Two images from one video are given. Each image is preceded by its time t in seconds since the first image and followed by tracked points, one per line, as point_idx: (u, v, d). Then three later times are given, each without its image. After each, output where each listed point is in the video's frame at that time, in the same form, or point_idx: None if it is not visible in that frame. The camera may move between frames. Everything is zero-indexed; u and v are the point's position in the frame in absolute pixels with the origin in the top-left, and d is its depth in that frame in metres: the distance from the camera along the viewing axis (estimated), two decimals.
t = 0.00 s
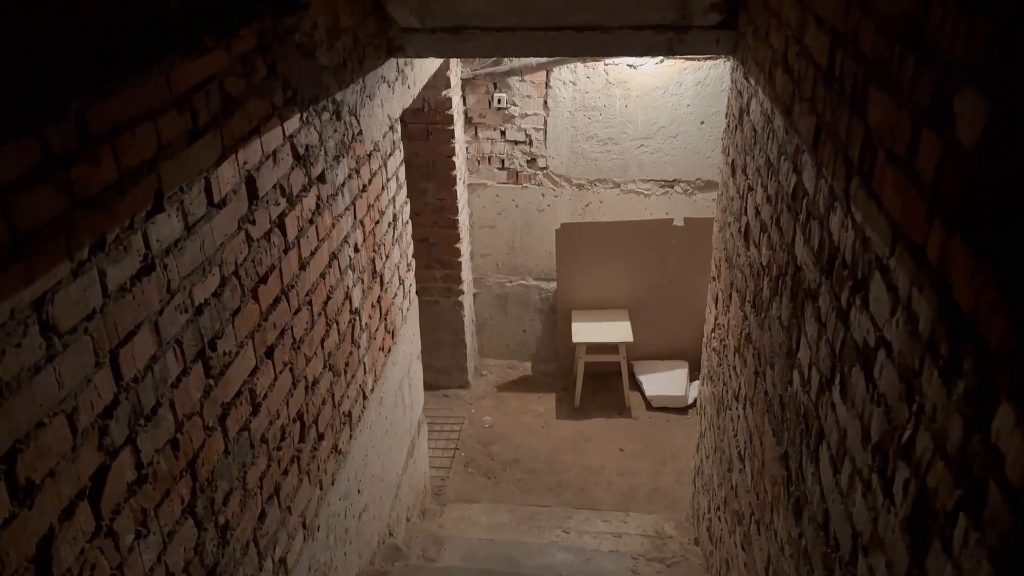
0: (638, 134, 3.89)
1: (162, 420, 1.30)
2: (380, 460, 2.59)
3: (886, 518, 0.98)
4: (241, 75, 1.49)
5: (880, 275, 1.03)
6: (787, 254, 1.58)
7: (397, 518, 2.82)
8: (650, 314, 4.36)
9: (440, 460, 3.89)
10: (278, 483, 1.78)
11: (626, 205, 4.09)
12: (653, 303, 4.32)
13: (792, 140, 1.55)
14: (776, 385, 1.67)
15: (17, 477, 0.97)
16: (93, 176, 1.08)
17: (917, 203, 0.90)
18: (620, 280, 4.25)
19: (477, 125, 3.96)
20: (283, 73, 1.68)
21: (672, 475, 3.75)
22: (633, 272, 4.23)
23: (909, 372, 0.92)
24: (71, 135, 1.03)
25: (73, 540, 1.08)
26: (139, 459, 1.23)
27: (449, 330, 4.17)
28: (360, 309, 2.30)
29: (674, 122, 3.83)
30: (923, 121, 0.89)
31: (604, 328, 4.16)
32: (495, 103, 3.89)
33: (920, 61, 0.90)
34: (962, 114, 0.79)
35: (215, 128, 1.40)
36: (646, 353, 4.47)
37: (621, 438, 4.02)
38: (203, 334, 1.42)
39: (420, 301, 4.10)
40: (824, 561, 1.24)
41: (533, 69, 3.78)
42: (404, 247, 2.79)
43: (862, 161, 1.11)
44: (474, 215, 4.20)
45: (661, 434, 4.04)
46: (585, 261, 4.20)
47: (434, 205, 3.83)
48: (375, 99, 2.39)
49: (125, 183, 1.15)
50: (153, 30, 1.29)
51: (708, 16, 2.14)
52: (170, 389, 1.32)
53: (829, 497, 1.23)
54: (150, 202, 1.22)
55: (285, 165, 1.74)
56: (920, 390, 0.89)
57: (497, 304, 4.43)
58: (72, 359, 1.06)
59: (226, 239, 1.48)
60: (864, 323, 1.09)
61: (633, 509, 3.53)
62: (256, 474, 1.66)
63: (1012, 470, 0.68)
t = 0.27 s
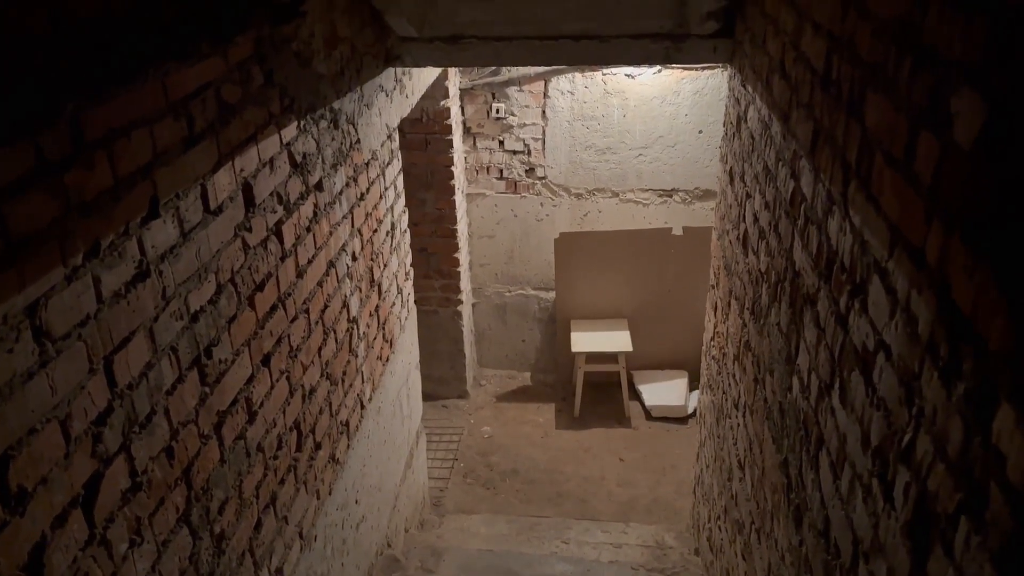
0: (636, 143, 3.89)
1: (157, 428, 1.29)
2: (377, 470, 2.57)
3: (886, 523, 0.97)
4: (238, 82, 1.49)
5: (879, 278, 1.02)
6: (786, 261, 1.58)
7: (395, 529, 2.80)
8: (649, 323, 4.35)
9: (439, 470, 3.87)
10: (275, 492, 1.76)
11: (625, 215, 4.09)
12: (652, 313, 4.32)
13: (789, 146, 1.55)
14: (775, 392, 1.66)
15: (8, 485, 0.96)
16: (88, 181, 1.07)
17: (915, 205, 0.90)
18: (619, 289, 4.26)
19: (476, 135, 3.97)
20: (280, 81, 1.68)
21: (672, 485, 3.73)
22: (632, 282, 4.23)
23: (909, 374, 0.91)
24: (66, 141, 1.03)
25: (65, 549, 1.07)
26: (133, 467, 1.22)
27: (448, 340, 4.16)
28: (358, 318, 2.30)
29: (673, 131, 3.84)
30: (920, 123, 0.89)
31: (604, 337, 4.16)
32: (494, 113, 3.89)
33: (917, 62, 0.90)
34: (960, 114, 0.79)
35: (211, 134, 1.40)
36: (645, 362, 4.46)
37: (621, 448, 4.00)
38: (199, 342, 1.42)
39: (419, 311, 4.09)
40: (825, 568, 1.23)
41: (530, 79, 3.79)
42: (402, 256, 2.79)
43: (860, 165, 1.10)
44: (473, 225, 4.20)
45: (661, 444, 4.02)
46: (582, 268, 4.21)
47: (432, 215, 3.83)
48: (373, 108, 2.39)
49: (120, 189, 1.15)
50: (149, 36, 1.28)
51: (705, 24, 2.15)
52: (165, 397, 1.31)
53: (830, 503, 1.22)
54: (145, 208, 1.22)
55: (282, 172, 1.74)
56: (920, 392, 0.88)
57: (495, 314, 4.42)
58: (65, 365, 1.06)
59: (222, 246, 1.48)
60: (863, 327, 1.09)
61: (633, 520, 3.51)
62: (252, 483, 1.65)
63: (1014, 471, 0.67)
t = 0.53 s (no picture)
0: (634, 155, 3.90)
1: (151, 438, 1.27)
2: (375, 482, 2.56)
3: (887, 532, 0.96)
4: (234, 92, 1.49)
5: (877, 284, 1.02)
6: (784, 269, 1.57)
7: (393, 542, 2.78)
8: (648, 335, 4.34)
9: (437, 483, 3.85)
10: (271, 504, 1.75)
11: (623, 226, 4.08)
12: (651, 324, 4.31)
13: (786, 154, 1.55)
14: (774, 401, 1.65)
15: None
16: (82, 189, 1.07)
17: (912, 210, 0.89)
18: (617, 300, 4.26)
19: (474, 146, 3.97)
20: (276, 90, 1.68)
21: (672, 497, 3.71)
22: (630, 293, 4.23)
23: (907, 381, 0.90)
24: (59, 148, 1.02)
25: (56, 561, 1.06)
26: (126, 478, 1.21)
27: (447, 352, 4.15)
28: (355, 329, 2.29)
29: (670, 142, 3.85)
30: (916, 127, 0.88)
31: (602, 349, 4.14)
32: (492, 125, 3.90)
33: (912, 67, 0.89)
34: (956, 118, 0.78)
35: (207, 143, 1.40)
36: (644, 374, 4.45)
37: (620, 460, 3.98)
38: (194, 352, 1.41)
39: (417, 323, 4.09)
40: None
41: (528, 91, 3.80)
42: (400, 267, 2.79)
43: (856, 171, 1.10)
44: (472, 236, 4.20)
45: (661, 456, 4.00)
46: (581, 279, 4.21)
47: (431, 226, 3.83)
48: (371, 119, 2.40)
49: (115, 198, 1.15)
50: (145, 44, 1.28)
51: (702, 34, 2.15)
52: (159, 407, 1.30)
53: (829, 513, 1.21)
54: (139, 217, 1.21)
55: (279, 182, 1.73)
56: (919, 398, 0.87)
57: (494, 326, 4.41)
58: (57, 374, 1.05)
59: (217, 256, 1.47)
60: (861, 334, 1.08)
61: (633, 532, 3.49)
62: (247, 495, 1.63)
63: (1015, 476, 0.66)
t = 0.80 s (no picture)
0: (632, 166, 3.90)
1: (146, 449, 1.26)
2: (372, 495, 2.54)
3: (888, 541, 0.95)
4: (230, 101, 1.49)
5: (876, 290, 1.01)
6: (782, 278, 1.57)
7: (390, 555, 2.76)
8: (646, 346, 4.34)
9: (435, 496, 3.82)
10: (267, 516, 1.73)
11: (621, 238, 4.08)
12: (650, 336, 4.31)
13: (784, 163, 1.55)
14: (773, 411, 1.64)
15: None
16: (77, 197, 1.07)
17: (911, 215, 0.89)
18: (616, 311, 4.25)
19: (472, 158, 3.98)
20: (273, 100, 1.68)
21: (671, 509, 3.69)
22: (629, 304, 4.22)
23: (907, 388, 0.89)
24: (53, 156, 1.02)
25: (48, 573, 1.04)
26: (120, 489, 1.19)
27: (445, 364, 4.14)
28: (352, 340, 2.28)
29: (668, 154, 3.85)
30: (914, 133, 0.88)
31: (601, 360, 4.13)
32: (490, 136, 3.91)
33: (909, 72, 0.89)
34: (954, 122, 0.78)
35: (203, 152, 1.39)
36: (643, 386, 4.44)
37: (619, 472, 3.96)
38: (189, 362, 1.40)
39: (416, 335, 4.08)
40: None
41: (526, 103, 3.81)
42: (398, 278, 2.78)
43: (854, 178, 1.10)
44: (470, 248, 4.20)
45: (660, 468, 3.98)
46: (580, 291, 4.20)
47: (429, 238, 3.83)
48: (368, 130, 2.40)
49: (110, 207, 1.14)
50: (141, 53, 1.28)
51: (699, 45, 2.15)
52: (154, 418, 1.29)
53: (830, 523, 1.20)
54: (135, 225, 1.21)
55: (276, 192, 1.73)
56: (919, 404, 0.86)
57: (492, 338, 4.40)
58: (51, 383, 1.04)
59: (213, 265, 1.47)
60: (861, 341, 1.07)
61: (633, 545, 3.46)
62: (243, 507, 1.62)
63: (1017, 482, 0.66)
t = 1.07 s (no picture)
0: (629, 176, 3.91)
1: (140, 457, 1.25)
2: (369, 506, 2.51)
3: (891, 546, 0.94)
4: (227, 108, 1.48)
5: (877, 294, 1.00)
6: (781, 284, 1.56)
7: (387, 567, 2.73)
8: (645, 356, 4.33)
9: (433, 508, 3.80)
10: (262, 527, 1.71)
11: (619, 248, 4.10)
12: (648, 346, 4.29)
13: (782, 169, 1.55)
14: (773, 419, 1.63)
15: None
16: (71, 201, 1.06)
17: (912, 216, 0.88)
18: (615, 319, 4.22)
19: (470, 168, 3.98)
20: (270, 107, 1.68)
21: (671, 521, 3.66)
22: (627, 313, 4.19)
23: (910, 390, 0.88)
24: (48, 159, 1.01)
25: None
26: (114, 497, 1.18)
27: (443, 375, 4.12)
28: (349, 349, 2.27)
29: (665, 164, 3.86)
30: (914, 133, 0.88)
31: (599, 370, 4.12)
32: (487, 147, 3.91)
33: (910, 72, 0.89)
34: (955, 121, 0.78)
35: (199, 158, 1.39)
36: (642, 396, 4.42)
37: (618, 484, 3.94)
38: (185, 369, 1.38)
39: (413, 346, 4.06)
40: None
41: (524, 113, 3.82)
42: (395, 287, 2.77)
43: (854, 181, 1.09)
44: (467, 258, 4.19)
45: (659, 479, 3.96)
46: (578, 299, 4.16)
47: (426, 248, 3.82)
48: (366, 139, 2.40)
49: (105, 212, 1.13)
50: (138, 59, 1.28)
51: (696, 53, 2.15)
52: (149, 425, 1.27)
53: (832, 530, 1.18)
54: (130, 231, 1.20)
55: (273, 200, 1.72)
56: (922, 408, 0.85)
57: (490, 348, 4.39)
58: (44, 388, 1.03)
59: (209, 272, 1.46)
60: (862, 345, 1.06)
61: (632, 557, 3.44)
62: (238, 517, 1.60)
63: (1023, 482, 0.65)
